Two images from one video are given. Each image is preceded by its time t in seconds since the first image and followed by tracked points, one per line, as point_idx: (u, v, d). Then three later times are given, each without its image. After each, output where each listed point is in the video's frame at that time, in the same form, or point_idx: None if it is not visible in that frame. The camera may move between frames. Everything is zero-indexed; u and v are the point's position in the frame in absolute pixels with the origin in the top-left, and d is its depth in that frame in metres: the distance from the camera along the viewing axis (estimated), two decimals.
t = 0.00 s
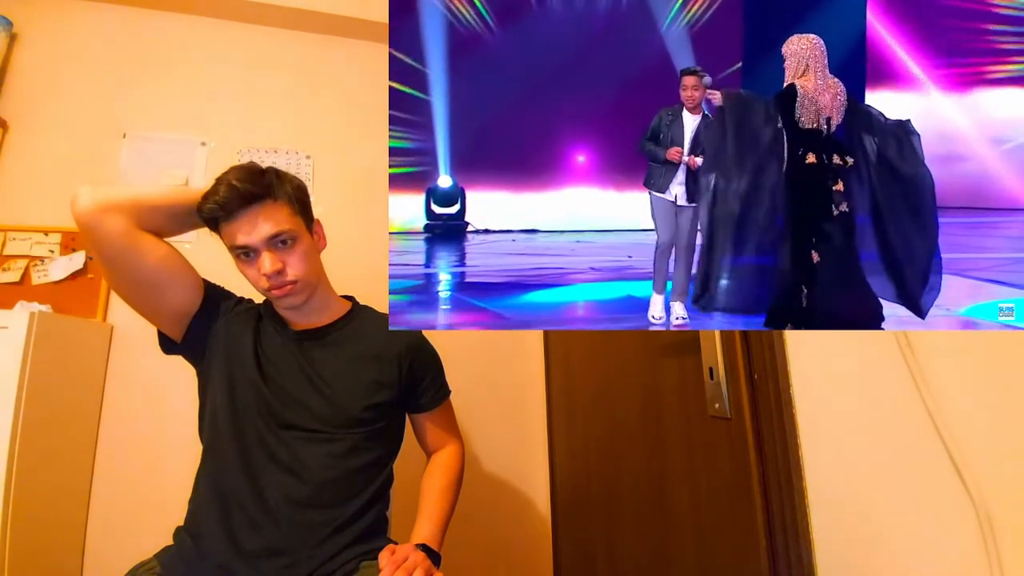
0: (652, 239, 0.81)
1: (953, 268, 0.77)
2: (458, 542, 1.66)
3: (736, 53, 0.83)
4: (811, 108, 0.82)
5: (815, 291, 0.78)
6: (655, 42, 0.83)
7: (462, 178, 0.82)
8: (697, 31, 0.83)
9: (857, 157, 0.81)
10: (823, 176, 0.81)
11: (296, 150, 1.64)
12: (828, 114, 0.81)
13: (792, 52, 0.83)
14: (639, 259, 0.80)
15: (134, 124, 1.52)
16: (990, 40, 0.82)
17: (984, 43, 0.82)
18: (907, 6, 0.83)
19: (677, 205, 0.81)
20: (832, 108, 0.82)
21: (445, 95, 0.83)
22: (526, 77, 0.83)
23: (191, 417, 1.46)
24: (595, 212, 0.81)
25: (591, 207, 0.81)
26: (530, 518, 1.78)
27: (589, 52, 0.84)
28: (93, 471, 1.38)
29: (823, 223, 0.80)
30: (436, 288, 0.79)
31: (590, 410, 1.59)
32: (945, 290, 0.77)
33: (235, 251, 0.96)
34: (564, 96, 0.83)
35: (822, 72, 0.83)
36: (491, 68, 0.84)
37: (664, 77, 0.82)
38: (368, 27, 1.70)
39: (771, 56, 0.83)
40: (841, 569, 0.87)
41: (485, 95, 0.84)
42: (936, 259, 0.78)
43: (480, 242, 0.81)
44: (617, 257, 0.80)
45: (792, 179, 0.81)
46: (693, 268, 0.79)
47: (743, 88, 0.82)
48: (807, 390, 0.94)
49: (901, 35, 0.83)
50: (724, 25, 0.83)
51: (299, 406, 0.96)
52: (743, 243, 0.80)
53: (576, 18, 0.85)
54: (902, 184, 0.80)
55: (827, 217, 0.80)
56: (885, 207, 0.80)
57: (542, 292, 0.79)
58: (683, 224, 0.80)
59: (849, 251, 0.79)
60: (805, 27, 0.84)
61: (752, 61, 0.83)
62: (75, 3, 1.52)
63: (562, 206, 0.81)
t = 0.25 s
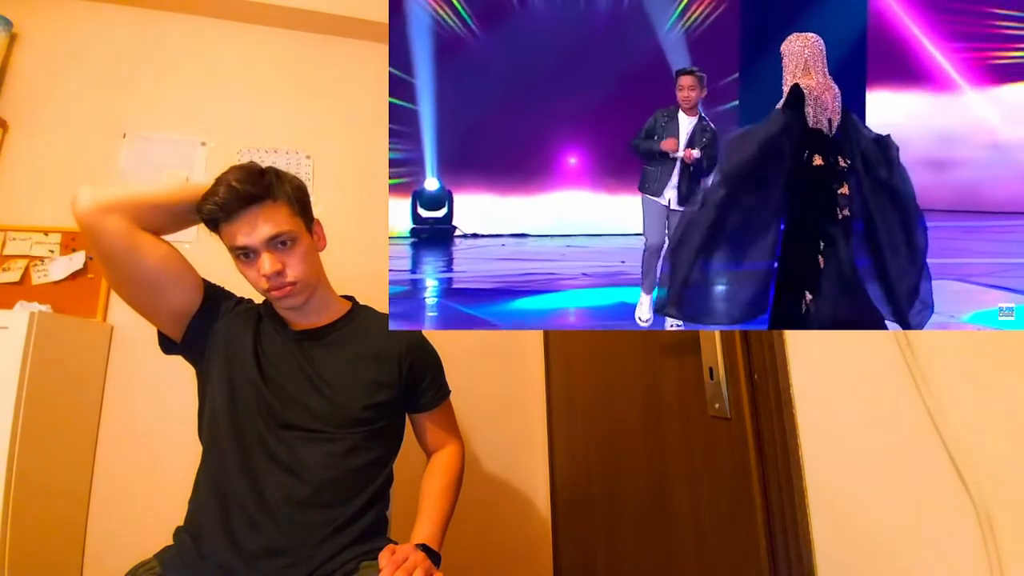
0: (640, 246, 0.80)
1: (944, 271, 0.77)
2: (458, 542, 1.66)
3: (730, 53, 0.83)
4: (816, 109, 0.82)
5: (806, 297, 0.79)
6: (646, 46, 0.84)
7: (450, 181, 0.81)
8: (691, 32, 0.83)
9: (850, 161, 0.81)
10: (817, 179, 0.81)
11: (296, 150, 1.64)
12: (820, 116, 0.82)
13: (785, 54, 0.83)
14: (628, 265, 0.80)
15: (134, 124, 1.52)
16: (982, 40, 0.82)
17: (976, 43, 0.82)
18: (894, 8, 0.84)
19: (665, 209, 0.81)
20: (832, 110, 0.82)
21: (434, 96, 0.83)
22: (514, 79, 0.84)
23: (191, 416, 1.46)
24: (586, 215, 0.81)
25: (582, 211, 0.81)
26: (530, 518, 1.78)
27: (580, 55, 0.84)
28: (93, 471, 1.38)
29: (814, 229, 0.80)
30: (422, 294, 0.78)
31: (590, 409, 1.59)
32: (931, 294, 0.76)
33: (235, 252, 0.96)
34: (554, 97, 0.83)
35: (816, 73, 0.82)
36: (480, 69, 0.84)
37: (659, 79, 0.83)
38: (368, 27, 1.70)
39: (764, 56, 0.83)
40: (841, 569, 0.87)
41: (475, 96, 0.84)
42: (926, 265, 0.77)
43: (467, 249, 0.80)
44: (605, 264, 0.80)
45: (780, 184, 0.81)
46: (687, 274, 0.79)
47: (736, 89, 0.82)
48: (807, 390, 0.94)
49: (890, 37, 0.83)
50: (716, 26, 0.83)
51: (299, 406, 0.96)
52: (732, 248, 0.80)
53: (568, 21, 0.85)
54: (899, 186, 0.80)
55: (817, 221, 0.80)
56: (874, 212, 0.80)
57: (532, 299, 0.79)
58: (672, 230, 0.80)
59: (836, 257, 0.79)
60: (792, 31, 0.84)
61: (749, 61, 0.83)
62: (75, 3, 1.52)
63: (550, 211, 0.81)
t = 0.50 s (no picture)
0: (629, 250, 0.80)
1: (947, 274, 0.78)
2: (458, 542, 1.66)
3: (724, 56, 0.83)
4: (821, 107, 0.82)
5: (794, 301, 0.79)
6: (636, 45, 0.84)
7: (438, 186, 0.81)
8: (683, 32, 0.83)
9: (842, 161, 0.81)
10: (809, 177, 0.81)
11: (296, 150, 1.64)
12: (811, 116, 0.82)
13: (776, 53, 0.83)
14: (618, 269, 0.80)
15: (134, 125, 1.52)
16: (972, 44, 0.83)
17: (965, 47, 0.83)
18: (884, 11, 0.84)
19: (653, 210, 0.81)
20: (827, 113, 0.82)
21: (424, 100, 0.83)
22: (504, 79, 0.83)
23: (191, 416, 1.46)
24: (576, 217, 0.81)
25: (572, 213, 0.81)
26: (530, 518, 1.78)
27: (569, 54, 0.84)
28: (94, 471, 1.38)
29: (802, 232, 0.80)
30: (410, 300, 0.79)
31: (591, 409, 1.59)
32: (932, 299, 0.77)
33: (236, 252, 0.96)
34: (544, 100, 0.83)
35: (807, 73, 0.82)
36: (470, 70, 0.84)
37: (656, 79, 0.83)
38: (368, 27, 1.70)
39: (754, 55, 0.83)
40: (841, 568, 0.88)
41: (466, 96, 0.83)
42: (919, 268, 0.78)
43: (456, 252, 0.80)
44: (594, 268, 0.80)
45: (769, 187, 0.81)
46: (682, 279, 0.79)
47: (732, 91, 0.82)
48: (806, 391, 0.94)
49: (879, 39, 0.83)
50: (707, 26, 0.84)
51: (299, 405, 0.96)
52: (728, 249, 0.80)
53: (559, 21, 0.85)
54: (894, 191, 0.80)
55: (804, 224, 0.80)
56: (865, 216, 0.79)
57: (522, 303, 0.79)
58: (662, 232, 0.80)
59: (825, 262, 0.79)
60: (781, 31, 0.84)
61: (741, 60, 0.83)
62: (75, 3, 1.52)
63: (539, 213, 0.81)
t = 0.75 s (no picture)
0: (612, 257, 0.86)
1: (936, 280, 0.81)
2: (458, 542, 1.66)
3: (703, 87, 0.89)
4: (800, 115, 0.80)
5: (774, 304, 0.83)
6: (614, 67, 0.90)
7: (438, 203, 0.88)
8: (660, 54, 0.89)
9: (813, 175, 0.86)
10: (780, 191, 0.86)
11: (296, 150, 1.64)
12: (779, 139, 0.88)
13: (745, 74, 0.89)
14: (603, 275, 0.85)
15: (134, 125, 1.52)
16: (946, 51, 0.86)
17: (939, 55, 0.86)
18: (852, 28, 0.88)
19: (633, 221, 0.87)
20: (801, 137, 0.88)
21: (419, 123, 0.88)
22: (495, 100, 0.90)
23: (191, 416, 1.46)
24: (562, 227, 0.87)
25: (557, 224, 0.88)
26: (530, 518, 1.78)
27: (553, 83, 0.91)
28: (93, 471, 1.37)
29: (789, 233, 0.85)
30: (411, 306, 0.85)
31: (591, 409, 1.59)
32: (919, 308, 0.80)
33: (236, 251, 0.96)
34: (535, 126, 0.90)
35: (774, 92, 0.88)
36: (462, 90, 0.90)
37: (638, 111, 0.90)
38: (368, 26, 1.70)
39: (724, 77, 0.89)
40: (841, 568, 0.88)
41: (460, 115, 0.89)
42: (902, 274, 0.82)
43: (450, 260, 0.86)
44: (580, 274, 0.86)
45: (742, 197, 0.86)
46: (675, 281, 0.85)
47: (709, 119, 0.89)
48: (807, 391, 0.94)
49: (847, 56, 0.88)
50: (681, 48, 0.90)
51: (299, 405, 0.96)
52: (718, 251, 0.85)
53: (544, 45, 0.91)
54: (863, 200, 0.85)
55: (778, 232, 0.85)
56: (834, 226, 0.85)
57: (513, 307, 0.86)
58: (642, 242, 0.86)
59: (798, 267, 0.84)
60: (751, 53, 0.89)
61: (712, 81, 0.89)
62: (75, 3, 1.52)
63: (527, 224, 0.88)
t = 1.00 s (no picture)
0: (611, 258, 0.86)
1: (936, 280, 0.81)
2: (458, 542, 1.66)
3: (704, 86, 0.89)
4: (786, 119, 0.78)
5: (774, 304, 0.83)
6: (612, 68, 0.90)
7: (438, 202, 0.88)
8: (659, 54, 0.90)
9: (814, 175, 0.86)
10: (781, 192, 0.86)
11: (296, 150, 1.64)
12: (779, 138, 0.87)
13: (745, 74, 0.89)
14: (601, 276, 0.85)
15: (134, 125, 1.52)
16: (947, 51, 0.86)
17: (940, 55, 0.86)
18: (853, 27, 0.88)
19: (632, 222, 0.87)
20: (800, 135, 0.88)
21: (418, 123, 0.89)
22: (494, 100, 0.90)
23: (191, 416, 1.46)
24: (562, 227, 0.87)
25: (557, 224, 0.87)
26: (530, 518, 1.78)
27: (553, 82, 0.91)
28: (93, 471, 1.37)
29: (789, 234, 0.85)
30: (409, 306, 0.85)
31: (591, 409, 1.59)
32: (918, 308, 0.80)
33: (241, 249, 0.96)
34: (535, 124, 0.90)
35: (774, 93, 0.88)
36: (461, 90, 0.90)
37: (638, 108, 0.90)
38: (368, 27, 1.70)
39: (723, 77, 0.89)
40: (841, 568, 0.88)
41: (458, 115, 0.89)
42: (902, 274, 0.82)
43: (449, 260, 0.86)
44: (579, 274, 0.86)
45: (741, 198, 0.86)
46: (676, 281, 0.85)
47: (711, 118, 0.89)
48: (807, 391, 0.94)
49: (847, 56, 0.88)
50: (681, 48, 0.90)
51: (299, 405, 0.95)
52: (718, 251, 0.85)
53: (542, 44, 0.91)
54: (864, 201, 0.85)
55: (779, 232, 0.85)
56: (835, 226, 0.85)
57: (512, 307, 0.86)
58: (643, 242, 0.86)
59: (799, 267, 0.84)
60: (751, 52, 0.89)
61: (711, 81, 0.89)
62: (74, 3, 1.52)
63: (526, 224, 0.87)
